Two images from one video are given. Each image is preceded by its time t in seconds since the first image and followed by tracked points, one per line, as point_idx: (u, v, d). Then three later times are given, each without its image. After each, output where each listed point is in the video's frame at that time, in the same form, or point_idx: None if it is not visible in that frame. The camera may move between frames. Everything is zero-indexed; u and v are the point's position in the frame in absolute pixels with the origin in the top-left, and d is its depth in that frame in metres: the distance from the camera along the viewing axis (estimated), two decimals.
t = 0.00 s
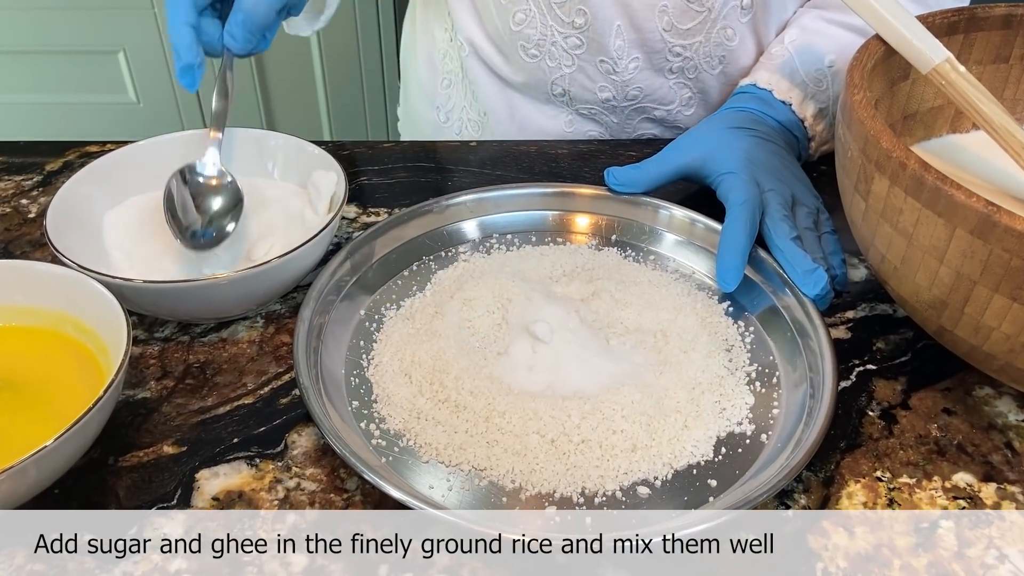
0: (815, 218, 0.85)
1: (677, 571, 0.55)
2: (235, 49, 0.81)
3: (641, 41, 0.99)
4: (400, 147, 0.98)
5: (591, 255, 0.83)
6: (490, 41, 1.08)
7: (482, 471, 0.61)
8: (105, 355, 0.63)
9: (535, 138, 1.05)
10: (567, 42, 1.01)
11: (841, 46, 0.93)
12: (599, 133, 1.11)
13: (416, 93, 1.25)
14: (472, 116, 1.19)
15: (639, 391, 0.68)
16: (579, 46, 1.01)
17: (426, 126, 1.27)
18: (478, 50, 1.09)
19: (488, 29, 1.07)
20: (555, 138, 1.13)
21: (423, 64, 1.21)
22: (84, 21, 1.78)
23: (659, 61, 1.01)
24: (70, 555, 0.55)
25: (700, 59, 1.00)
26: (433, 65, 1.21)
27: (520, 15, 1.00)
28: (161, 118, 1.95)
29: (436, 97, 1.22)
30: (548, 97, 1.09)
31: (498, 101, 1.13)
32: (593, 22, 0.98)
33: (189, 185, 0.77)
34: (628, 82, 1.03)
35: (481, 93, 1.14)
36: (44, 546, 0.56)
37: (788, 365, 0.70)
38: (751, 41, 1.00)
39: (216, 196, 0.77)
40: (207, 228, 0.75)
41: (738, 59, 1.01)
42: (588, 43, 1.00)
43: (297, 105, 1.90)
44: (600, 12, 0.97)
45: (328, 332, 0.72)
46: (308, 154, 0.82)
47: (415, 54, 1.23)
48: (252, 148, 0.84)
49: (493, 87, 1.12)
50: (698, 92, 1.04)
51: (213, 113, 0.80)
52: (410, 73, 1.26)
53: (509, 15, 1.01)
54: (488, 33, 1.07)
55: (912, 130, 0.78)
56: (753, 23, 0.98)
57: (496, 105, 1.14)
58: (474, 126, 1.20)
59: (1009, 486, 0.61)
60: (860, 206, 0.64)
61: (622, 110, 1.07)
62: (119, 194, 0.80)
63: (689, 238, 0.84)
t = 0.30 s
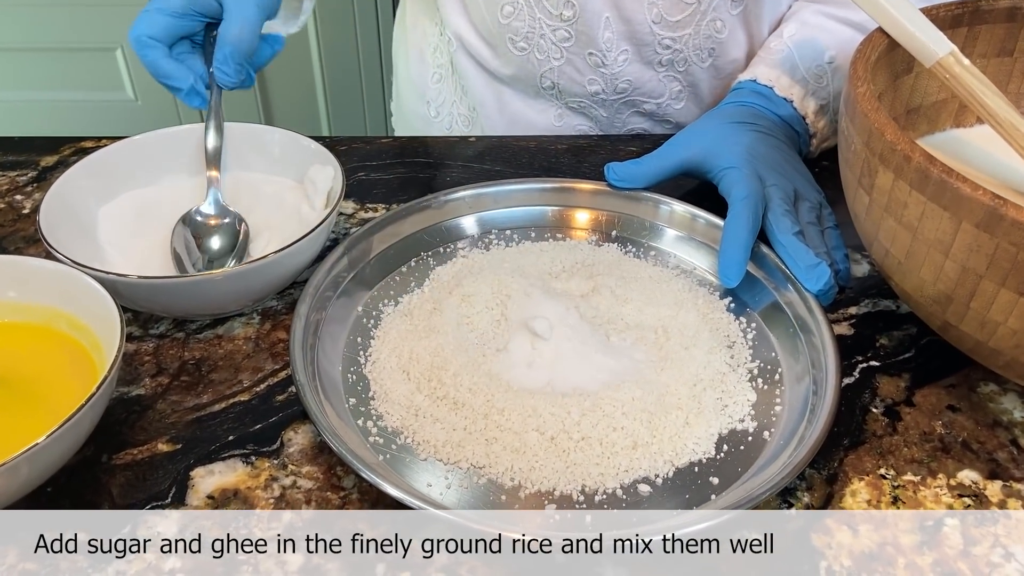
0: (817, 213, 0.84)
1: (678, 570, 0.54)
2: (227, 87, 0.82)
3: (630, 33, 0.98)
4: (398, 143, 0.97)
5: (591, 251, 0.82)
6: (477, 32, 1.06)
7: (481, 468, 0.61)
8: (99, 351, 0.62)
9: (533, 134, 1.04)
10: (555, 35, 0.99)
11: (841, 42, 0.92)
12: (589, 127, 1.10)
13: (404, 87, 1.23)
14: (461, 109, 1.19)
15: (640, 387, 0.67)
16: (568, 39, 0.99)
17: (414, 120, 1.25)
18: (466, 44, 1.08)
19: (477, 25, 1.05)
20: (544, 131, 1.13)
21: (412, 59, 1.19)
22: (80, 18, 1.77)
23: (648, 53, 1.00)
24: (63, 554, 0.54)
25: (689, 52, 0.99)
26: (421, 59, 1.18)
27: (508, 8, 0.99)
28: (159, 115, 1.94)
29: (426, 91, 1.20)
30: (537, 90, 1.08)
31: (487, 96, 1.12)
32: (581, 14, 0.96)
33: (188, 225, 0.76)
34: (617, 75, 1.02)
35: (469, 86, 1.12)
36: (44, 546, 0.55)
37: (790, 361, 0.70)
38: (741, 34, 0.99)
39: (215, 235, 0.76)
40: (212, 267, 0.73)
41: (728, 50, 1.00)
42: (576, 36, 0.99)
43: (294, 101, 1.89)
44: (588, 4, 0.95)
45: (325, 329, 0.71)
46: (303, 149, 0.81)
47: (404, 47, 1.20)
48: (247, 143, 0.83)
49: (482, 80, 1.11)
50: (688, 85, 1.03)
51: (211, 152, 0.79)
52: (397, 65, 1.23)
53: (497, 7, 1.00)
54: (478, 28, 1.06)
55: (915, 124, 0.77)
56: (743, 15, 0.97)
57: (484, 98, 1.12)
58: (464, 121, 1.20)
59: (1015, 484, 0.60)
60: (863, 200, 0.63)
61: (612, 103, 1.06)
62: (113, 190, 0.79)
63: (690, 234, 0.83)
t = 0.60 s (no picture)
0: (822, 208, 0.83)
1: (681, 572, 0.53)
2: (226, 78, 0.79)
3: (629, 30, 0.96)
4: (395, 138, 0.96)
5: (591, 246, 0.81)
6: (473, 33, 1.05)
7: (479, 468, 0.59)
8: (89, 349, 0.61)
9: (531, 130, 1.03)
10: (552, 32, 0.98)
11: (841, 33, 0.91)
12: (587, 122, 1.08)
13: (399, 87, 1.23)
14: (457, 107, 1.16)
15: (641, 385, 0.66)
16: (565, 37, 0.98)
17: (408, 118, 1.24)
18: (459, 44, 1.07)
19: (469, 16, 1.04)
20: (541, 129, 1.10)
21: (405, 58, 1.18)
22: (76, 14, 1.75)
23: (647, 49, 0.98)
24: (51, 555, 0.53)
25: (688, 46, 0.98)
26: (415, 59, 1.18)
27: (504, 5, 0.98)
28: (155, 112, 1.92)
29: (419, 90, 1.20)
30: (533, 88, 1.06)
31: (482, 93, 1.09)
32: (579, 10, 0.95)
33: (180, 224, 0.74)
34: (615, 71, 1.00)
35: (461, 80, 1.10)
36: (44, 546, 0.54)
37: (795, 359, 0.68)
38: (739, 30, 0.98)
39: (207, 232, 0.74)
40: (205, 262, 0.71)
41: (728, 46, 0.99)
42: (574, 33, 0.97)
43: (292, 98, 1.88)
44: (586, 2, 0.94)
45: (320, 326, 0.69)
46: (299, 143, 0.80)
47: (397, 47, 1.19)
48: (241, 137, 0.81)
49: (477, 78, 1.09)
50: (686, 79, 1.02)
51: (205, 153, 0.78)
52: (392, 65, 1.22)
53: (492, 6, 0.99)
54: (470, 25, 1.05)
55: (921, 118, 0.75)
56: (740, 10, 0.96)
57: (479, 96, 1.10)
58: (459, 118, 1.18)
59: None
60: (870, 194, 0.62)
61: (609, 99, 1.04)
62: (105, 186, 0.77)
63: (692, 229, 0.82)
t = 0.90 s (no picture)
0: (824, 205, 0.82)
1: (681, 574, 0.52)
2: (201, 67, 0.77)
3: (628, 34, 0.95)
4: (393, 135, 0.95)
5: (591, 245, 0.80)
6: (468, 38, 1.03)
7: (477, 469, 0.59)
8: (83, 348, 0.60)
9: (530, 128, 1.02)
10: (548, 38, 0.97)
11: (840, 27, 0.90)
12: (585, 121, 1.07)
13: (390, 92, 1.19)
14: (451, 111, 1.14)
15: (642, 385, 0.65)
16: (561, 43, 0.97)
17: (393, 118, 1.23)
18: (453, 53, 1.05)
19: (463, 22, 1.02)
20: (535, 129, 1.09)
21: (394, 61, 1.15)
22: (74, 12, 1.74)
23: (646, 50, 0.97)
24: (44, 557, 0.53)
25: (687, 45, 0.97)
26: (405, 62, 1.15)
27: (499, 11, 0.97)
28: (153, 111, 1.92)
29: (413, 95, 1.15)
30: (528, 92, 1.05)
31: (476, 99, 1.09)
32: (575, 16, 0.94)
33: (176, 221, 0.74)
34: (613, 73, 0.99)
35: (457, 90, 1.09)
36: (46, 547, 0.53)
37: (797, 359, 0.67)
38: (735, 26, 0.98)
39: (203, 231, 0.74)
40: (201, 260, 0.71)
41: (726, 42, 0.99)
42: (570, 39, 0.97)
43: (291, 95, 1.87)
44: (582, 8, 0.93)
45: (316, 326, 0.69)
46: (295, 140, 0.79)
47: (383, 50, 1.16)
48: (237, 135, 0.80)
49: (470, 86, 1.08)
50: (684, 79, 1.01)
51: (200, 151, 0.77)
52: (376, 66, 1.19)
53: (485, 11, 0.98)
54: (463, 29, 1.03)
55: (925, 114, 0.74)
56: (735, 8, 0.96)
57: (473, 101, 1.09)
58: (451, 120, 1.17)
59: None
60: (873, 191, 0.61)
61: (607, 101, 1.03)
62: (100, 184, 0.77)
63: (693, 227, 0.81)
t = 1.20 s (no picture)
0: (825, 199, 0.82)
1: (681, 570, 0.52)
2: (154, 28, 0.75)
3: (628, 40, 0.94)
4: (391, 130, 0.95)
5: (590, 239, 0.80)
6: (465, 39, 1.01)
7: (475, 464, 0.58)
8: (75, 343, 0.60)
9: (529, 124, 1.01)
10: (548, 41, 0.96)
11: (840, 22, 0.90)
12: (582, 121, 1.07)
13: (384, 93, 1.18)
14: (447, 112, 1.13)
15: (641, 379, 0.64)
16: (561, 45, 0.96)
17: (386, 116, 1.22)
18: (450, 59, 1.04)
19: (459, 25, 1.00)
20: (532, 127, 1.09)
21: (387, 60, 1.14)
22: (71, 10, 1.74)
23: (646, 55, 0.96)
24: (38, 553, 0.52)
25: (687, 48, 0.96)
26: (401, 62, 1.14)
27: (497, 14, 0.96)
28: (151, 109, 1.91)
29: (408, 96, 1.15)
30: (526, 93, 1.04)
31: (472, 100, 1.08)
32: (575, 20, 0.93)
33: (172, 216, 0.73)
34: (613, 77, 0.99)
35: (453, 94, 1.09)
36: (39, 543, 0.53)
37: (797, 354, 0.67)
38: (735, 26, 0.97)
39: (198, 225, 0.73)
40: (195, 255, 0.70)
41: (726, 46, 0.97)
42: (569, 43, 0.96)
43: (289, 91, 1.86)
44: (582, 12, 0.92)
45: (312, 321, 0.68)
46: (292, 135, 0.78)
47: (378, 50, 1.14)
48: (233, 129, 0.80)
49: (466, 87, 1.07)
50: (685, 80, 1.01)
51: (196, 146, 0.76)
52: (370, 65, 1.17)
53: (483, 14, 0.96)
54: (459, 30, 1.01)
55: (926, 107, 0.73)
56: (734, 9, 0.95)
57: (471, 104, 1.08)
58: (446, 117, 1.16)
59: None
60: (874, 183, 0.61)
61: (606, 103, 1.03)
62: (95, 178, 0.76)
63: (692, 222, 0.81)
